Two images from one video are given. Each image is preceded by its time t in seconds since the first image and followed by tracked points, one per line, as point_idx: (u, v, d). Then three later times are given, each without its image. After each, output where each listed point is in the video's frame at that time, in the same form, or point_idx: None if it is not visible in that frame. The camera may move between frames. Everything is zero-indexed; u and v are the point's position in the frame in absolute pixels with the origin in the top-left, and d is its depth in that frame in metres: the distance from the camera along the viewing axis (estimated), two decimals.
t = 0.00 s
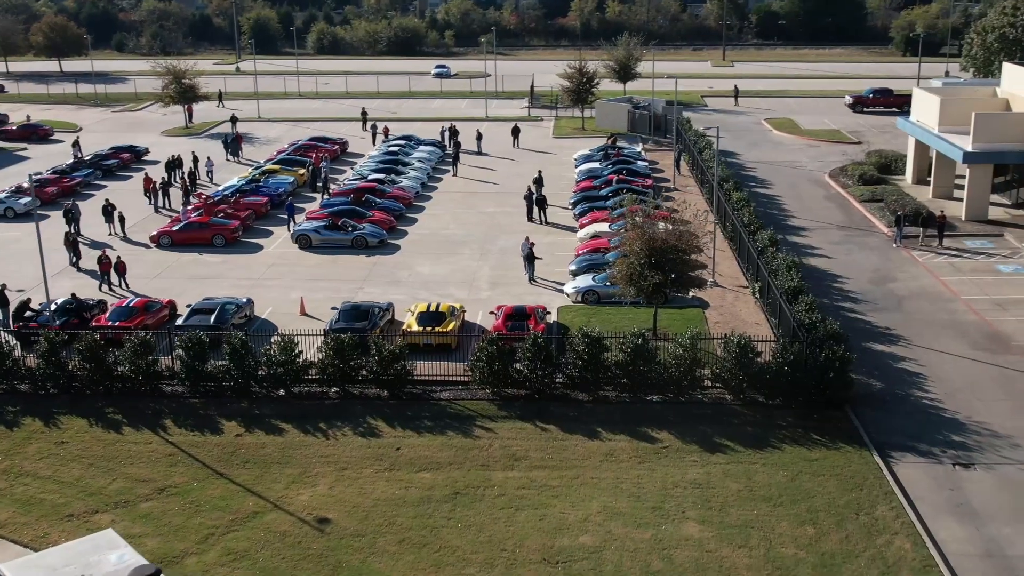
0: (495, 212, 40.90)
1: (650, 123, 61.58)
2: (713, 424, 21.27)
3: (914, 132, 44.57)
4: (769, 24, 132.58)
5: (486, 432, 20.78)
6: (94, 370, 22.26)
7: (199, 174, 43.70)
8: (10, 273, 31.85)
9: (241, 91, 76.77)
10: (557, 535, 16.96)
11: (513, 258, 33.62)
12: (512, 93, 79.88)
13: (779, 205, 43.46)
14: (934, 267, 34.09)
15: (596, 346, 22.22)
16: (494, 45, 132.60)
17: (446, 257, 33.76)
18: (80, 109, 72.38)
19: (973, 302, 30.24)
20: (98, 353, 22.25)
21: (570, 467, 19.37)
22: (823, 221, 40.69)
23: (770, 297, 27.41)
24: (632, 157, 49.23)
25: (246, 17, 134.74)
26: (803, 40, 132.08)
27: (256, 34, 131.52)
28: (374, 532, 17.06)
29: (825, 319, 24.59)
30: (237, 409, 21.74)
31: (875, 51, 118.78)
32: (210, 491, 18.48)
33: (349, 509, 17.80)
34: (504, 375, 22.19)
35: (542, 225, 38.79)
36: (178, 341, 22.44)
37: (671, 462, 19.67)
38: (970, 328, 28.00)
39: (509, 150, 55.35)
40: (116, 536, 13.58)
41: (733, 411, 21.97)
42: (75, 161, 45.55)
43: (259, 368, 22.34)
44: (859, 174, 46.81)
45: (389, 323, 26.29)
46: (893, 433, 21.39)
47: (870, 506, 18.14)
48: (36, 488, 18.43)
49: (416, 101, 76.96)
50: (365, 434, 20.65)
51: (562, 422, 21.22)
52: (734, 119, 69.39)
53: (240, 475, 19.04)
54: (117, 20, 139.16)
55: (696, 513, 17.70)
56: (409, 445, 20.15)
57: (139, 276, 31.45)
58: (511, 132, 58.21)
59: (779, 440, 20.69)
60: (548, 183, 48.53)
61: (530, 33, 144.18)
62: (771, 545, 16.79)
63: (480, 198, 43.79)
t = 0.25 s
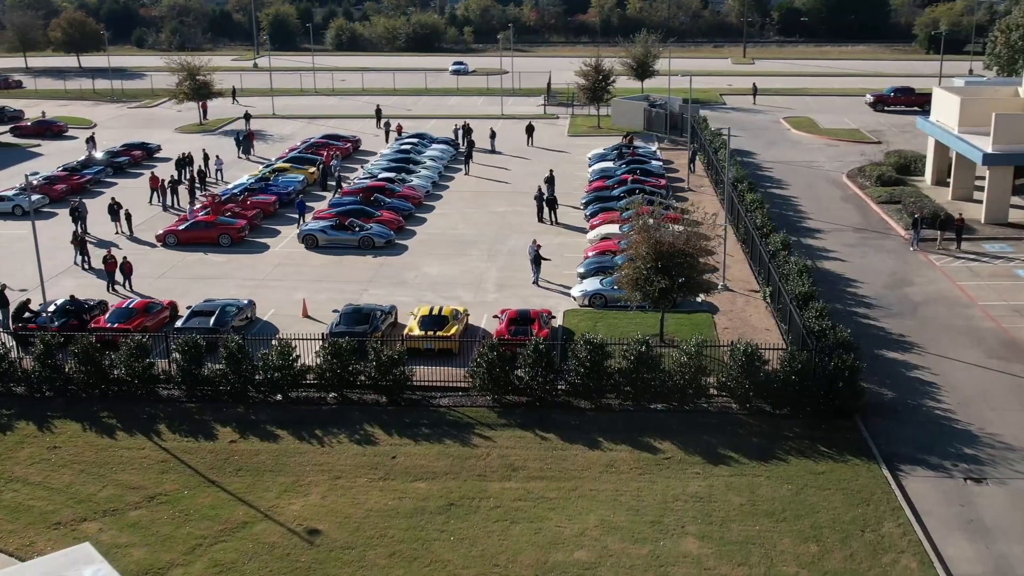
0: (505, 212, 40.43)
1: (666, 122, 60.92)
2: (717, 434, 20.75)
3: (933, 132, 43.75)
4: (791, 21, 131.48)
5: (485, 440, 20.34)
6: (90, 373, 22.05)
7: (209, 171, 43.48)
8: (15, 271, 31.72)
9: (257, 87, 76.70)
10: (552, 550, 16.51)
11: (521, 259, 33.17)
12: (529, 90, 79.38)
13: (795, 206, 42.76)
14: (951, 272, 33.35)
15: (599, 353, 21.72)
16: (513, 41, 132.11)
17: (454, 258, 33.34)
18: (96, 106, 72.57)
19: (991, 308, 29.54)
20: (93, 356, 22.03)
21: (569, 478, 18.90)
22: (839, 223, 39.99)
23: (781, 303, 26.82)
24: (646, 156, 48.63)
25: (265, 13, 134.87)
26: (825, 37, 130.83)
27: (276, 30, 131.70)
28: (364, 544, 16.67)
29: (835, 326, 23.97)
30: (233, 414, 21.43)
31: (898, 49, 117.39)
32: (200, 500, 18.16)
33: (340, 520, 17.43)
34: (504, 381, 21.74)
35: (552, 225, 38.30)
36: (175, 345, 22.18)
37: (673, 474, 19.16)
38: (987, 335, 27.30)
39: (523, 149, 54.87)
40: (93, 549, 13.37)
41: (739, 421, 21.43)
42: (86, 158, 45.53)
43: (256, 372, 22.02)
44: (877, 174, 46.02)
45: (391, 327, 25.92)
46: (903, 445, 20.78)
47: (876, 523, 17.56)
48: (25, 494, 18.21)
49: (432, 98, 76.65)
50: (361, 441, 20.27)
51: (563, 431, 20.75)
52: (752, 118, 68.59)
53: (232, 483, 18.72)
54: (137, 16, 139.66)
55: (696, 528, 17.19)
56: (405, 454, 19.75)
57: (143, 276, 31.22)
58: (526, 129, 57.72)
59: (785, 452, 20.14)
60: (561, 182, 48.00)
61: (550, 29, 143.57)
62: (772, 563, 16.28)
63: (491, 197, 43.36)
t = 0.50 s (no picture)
0: (512, 213, 39.96)
1: (679, 121, 60.29)
2: (717, 445, 20.23)
3: (949, 133, 42.97)
4: (810, 19, 130.52)
5: (478, 450, 19.90)
6: (80, 377, 21.79)
7: (215, 170, 43.24)
8: (16, 271, 31.57)
9: (269, 85, 76.58)
10: (541, 567, 16.07)
11: (526, 262, 32.72)
12: (542, 88, 78.87)
13: (807, 208, 42.09)
14: (964, 277, 32.66)
15: (597, 361, 21.20)
16: (529, 39, 131.63)
17: (458, 260, 32.91)
18: (108, 103, 72.66)
19: (1004, 315, 28.86)
20: (84, 359, 21.78)
21: (563, 490, 18.44)
22: (851, 226, 39.31)
23: (787, 309, 26.23)
24: (657, 157, 48.04)
25: (282, 10, 134.96)
26: (844, 35, 129.65)
27: (291, 27, 131.76)
28: (350, 559, 16.28)
29: (842, 335, 23.38)
30: (224, 421, 21.10)
31: (918, 48, 116.15)
32: (185, 510, 17.84)
33: (326, 532, 17.04)
34: (500, 389, 21.30)
35: (559, 227, 37.80)
36: (166, 349, 21.89)
37: (670, 487, 18.66)
38: (999, 343, 26.64)
39: (533, 148, 54.38)
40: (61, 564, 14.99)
41: (740, 432, 20.89)
42: (93, 157, 45.49)
43: (248, 378, 21.68)
44: (892, 176, 45.26)
45: (389, 331, 25.52)
46: (909, 458, 20.20)
47: (877, 541, 17.02)
48: (10, 503, 18.01)
49: (445, 96, 76.27)
50: (352, 450, 19.88)
51: (559, 441, 20.29)
52: (767, 117, 67.85)
53: (219, 493, 18.37)
54: (154, 12, 140.05)
55: (690, 545, 16.71)
56: (397, 463, 19.34)
57: (143, 277, 30.98)
58: (537, 129, 57.22)
59: (787, 465, 19.60)
60: (570, 183, 47.47)
61: (567, 27, 143.05)
62: None
63: (498, 197, 42.91)
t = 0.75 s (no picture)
0: (517, 214, 39.47)
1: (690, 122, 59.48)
2: (714, 458, 19.73)
3: (963, 135, 42.23)
4: (826, 18, 129.43)
5: (469, 461, 19.47)
6: (68, 383, 21.51)
7: (219, 170, 42.99)
8: (13, 272, 31.37)
9: (280, 84, 76.42)
10: None
11: (528, 265, 32.25)
12: (554, 87, 78.36)
13: (817, 211, 41.43)
14: (975, 283, 31.98)
15: (592, 370, 20.70)
16: (543, 38, 131.11)
17: (459, 263, 32.47)
18: (119, 101, 72.69)
19: (1016, 323, 28.20)
20: (72, 365, 21.49)
21: (553, 504, 17.99)
22: (861, 230, 38.64)
23: (791, 316, 25.66)
24: (665, 158, 47.47)
25: (296, 7, 134.87)
26: (861, 34, 128.53)
27: (305, 25, 131.78)
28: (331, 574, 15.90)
29: (845, 344, 22.79)
30: (212, 428, 20.76)
31: (936, 47, 114.93)
32: (167, 521, 17.51)
33: (308, 546, 16.67)
34: (493, 399, 20.84)
35: (564, 229, 37.29)
36: (154, 355, 21.56)
37: (663, 501, 18.18)
38: (1009, 353, 25.99)
39: (542, 149, 53.89)
40: None
41: (738, 444, 20.37)
42: (98, 156, 45.41)
43: (237, 385, 21.33)
44: (904, 179, 44.54)
45: (385, 337, 25.11)
46: (912, 473, 19.63)
47: (875, 561, 16.49)
48: None
49: (455, 95, 75.88)
50: (340, 460, 19.49)
51: (552, 452, 19.83)
52: (780, 118, 67.12)
53: (202, 504, 18.05)
54: (169, 10, 140.33)
55: (681, 564, 16.24)
56: (385, 474, 18.94)
57: (141, 279, 30.72)
58: (546, 129, 56.74)
59: (785, 479, 19.07)
60: (578, 184, 46.97)
61: (582, 25, 142.40)
62: None
63: (504, 198, 42.43)
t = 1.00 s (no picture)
0: (521, 217, 39.02)
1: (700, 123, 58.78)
2: (708, 472, 19.25)
3: (976, 139, 41.48)
4: (843, 18, 128.33)
5: (456, 474, 19.05)
6: (54, 389, 21.25)
7: (222, 171, 42.77)
8: (10, 274, 31.22)
9: (290, 84, 76.30)
10: None
11: (529, 270, 31.82)
12: (565, 87, 77.85)
13: (825, 215, 40.81)
14: (985, 291, 31.31)
15: (585, 381, 20.21)
16: (557, 37, 130.61)
17: (458, 267, 32.06)
18: (129, 100, 72.76)
19: None
20: (58, 371, 21.22)
21: (539, 520, 17.56)
22: (871, 235, 37.97)
23: (793, 325, 25.09)
24: (673, 161, 46.89)
25: (309, 7, 134.86)
26: (879, 34, 127.35)
27: (319, 24, 131.81)
28: None
29: (847, 355, 22.21)
30: (198, 437, 20.43)
31: (954, 48, 113.68)
32: (146, 535, 17.20)
33: (287, 562, 16.30)
34: (484, 409, 20.38)
35: (566, 233, 36.78)
36: (140, 362, 21.26)
37: (653, 518, 17.71)
38: (1017, 365, 25.35)
39: (549, 150, 53.42)
40: None
41: (733, 458, 19.86)
42: (102, 157, 45.34)
43: (224, 393, 20.99)
44: (916, 183, 43.82)
45: (378, 344, 24.72)
46: (912, 491, 19.06)
47: None
48: None
49: (466, 95, 75.49)
50: (325, 471, 19.12)
51: (542, 465, 19.37)
52: (793, 119, 66.38)
53: (183, 517, 17.72)
54: (184, 9, 140.68)
55: None
56: (369, 487, 18.54)
57: (137, 282, 30.48)
58: (554, 130, 56.27)
59: (780, 495, 18.55)
60: (584, 186, 46.47)
61: (596, 25, 141.74)
62: None
63: (508, 200, 41.99)
